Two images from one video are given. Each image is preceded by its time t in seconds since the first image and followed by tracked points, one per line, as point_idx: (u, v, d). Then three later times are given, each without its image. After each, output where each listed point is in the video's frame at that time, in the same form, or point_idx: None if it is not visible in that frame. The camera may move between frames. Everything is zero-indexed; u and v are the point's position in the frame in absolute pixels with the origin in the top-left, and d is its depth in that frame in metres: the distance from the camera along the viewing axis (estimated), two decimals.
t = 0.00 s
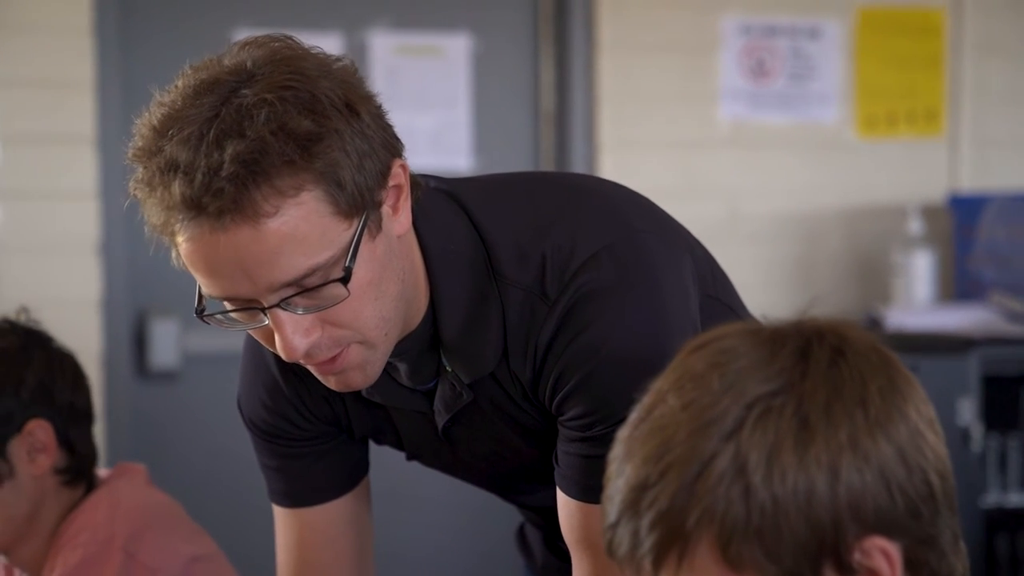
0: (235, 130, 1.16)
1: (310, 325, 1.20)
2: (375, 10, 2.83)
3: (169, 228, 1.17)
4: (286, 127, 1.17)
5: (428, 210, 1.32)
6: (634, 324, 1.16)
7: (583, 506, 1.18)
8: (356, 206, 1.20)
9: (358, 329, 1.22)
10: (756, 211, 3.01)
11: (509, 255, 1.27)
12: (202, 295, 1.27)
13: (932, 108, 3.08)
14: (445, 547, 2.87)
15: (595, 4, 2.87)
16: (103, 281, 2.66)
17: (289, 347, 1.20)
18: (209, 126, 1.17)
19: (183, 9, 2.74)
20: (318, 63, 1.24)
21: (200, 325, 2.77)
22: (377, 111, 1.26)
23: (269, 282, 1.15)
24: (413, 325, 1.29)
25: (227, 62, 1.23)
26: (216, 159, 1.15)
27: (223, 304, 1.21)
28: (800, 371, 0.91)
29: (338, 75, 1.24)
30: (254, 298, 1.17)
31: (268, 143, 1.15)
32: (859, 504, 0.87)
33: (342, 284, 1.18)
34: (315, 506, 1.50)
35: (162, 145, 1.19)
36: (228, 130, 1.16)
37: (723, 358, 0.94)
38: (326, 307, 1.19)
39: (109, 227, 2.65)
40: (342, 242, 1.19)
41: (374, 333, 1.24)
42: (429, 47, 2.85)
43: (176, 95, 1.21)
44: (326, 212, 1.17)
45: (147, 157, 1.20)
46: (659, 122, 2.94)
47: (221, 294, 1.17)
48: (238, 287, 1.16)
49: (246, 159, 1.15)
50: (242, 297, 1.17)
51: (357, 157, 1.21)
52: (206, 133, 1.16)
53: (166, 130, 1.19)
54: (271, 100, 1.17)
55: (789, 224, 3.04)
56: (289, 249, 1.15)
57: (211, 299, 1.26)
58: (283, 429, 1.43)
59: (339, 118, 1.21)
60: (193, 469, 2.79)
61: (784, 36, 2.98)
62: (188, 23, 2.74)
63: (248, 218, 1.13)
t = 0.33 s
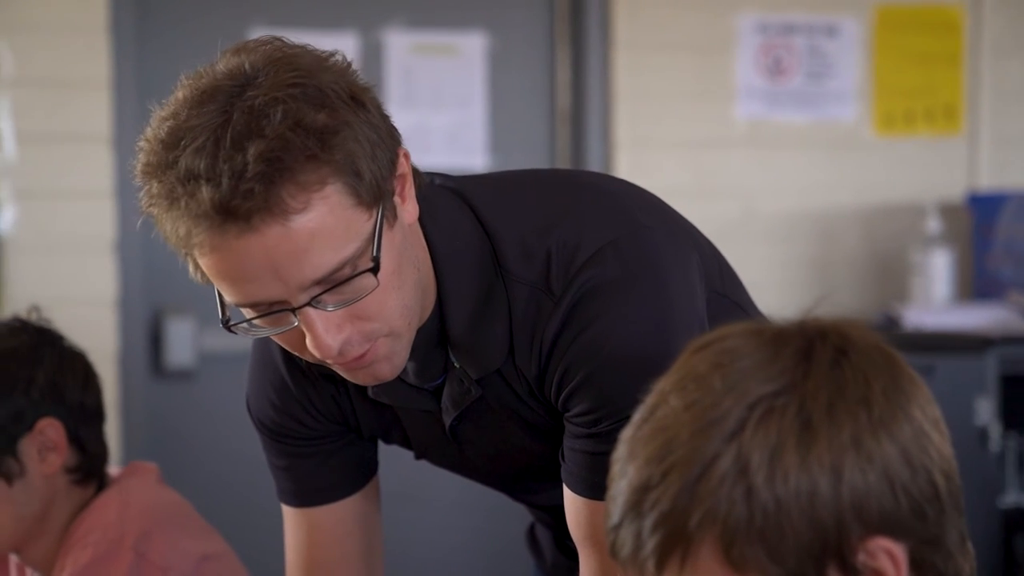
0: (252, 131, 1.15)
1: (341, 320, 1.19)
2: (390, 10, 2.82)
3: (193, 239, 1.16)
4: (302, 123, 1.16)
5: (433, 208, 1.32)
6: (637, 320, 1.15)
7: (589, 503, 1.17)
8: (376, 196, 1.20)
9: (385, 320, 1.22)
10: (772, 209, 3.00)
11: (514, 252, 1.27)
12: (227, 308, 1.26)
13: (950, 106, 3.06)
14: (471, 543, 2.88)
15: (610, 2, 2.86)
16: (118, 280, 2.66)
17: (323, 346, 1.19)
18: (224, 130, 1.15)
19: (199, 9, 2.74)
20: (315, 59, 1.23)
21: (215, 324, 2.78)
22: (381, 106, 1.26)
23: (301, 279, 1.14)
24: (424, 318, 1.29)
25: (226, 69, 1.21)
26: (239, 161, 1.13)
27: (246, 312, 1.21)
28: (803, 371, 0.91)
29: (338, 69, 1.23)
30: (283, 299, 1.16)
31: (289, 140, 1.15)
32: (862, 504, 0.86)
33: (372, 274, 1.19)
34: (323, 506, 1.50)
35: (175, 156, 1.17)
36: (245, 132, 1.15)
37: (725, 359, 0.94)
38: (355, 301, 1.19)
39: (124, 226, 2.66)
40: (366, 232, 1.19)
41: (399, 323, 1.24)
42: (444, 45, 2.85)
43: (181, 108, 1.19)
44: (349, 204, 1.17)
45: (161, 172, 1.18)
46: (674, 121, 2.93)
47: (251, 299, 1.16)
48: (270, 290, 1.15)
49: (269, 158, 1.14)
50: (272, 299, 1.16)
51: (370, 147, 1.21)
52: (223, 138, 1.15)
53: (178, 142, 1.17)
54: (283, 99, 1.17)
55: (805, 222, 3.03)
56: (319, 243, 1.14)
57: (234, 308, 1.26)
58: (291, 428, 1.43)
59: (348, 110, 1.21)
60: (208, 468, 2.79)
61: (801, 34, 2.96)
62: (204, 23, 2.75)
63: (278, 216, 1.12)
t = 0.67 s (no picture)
0: (264, 127, 1.14)
1: (355, 317, 1.19)
2: (402, 8, 2.82)
3: (207, 240, 1.15)
4: (312, 118, 1.16)
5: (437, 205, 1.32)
6: (640, 314, 1.14)
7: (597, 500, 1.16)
8: (384, 190, 1.20)
9: (398, 315, 1.22)
10: (785, 208, 2.99)
11: (518, 248, 1.27)
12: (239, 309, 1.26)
13: (965, 104, 3.05)
14: (482, 546, 2.89)
15: None
16: (131, 279, 2.67)
17: (339, 343, 1.18)
18: (234, 128, 1.15)
19: (211, 8, 2.74)
20: (317, 56, 1.23)
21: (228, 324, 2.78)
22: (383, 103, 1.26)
23: (317, 275, 1.14)
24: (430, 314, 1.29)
25: (228, 69, 1.21)
26: (252, 157, 1.13)
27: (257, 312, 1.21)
28: (805, 370, 0.90)
29: (340, 66, 1.23)
30: (298, 298, 1.16)
31: (300, 134, 1.14)
32: (863, 505, 0.86)
33: (387, 267, 1.19)
34: (327, 506, 1.50)
35: (185, 158, 1.16)
36: (256, 129, 1.14)
37: (726, 358, 0.93)
38: (368, 296, 1.19)
39: (138, 225, 2.66)
40: (377, 227, 1.19)
41: (411, 317, 1.24)
42: (458, 44, 2.85)
43: (187, 109, 1.19)
44: (360, 198, 1.17)
45: (171, 175, 1.17)
46: (687, 120, 2.92)
47: (265, 298, 1.16)
48: (286, 287, 1.15)
49: (283, 153, 1.13)
50: (287, 297, 1.15)
51: (378, 141, 1.21)
52: (234, 136, 1.14)
53: (187, 143, 1.17)
54: (292, 95, 1.16)
55: (819, 220, 3.01)
56: (334, 238, 1.14)
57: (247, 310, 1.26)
58: (295, 427, 1.44)
59: (354, 104, 1.21)
60: (220, 466, 2.79)
61: (816, 32, 2.95)
62: (217, 23, 2.75)
63: (294, 212, 1.12)
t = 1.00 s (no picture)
0: (271, 131, 1.14)
1: (364, 318, 1.18)
2: (415, 9, 2.82)
3: (215, 245, 1.14)
4: (319, 121, 1.15)
5: (442, 204, 1.32)
6: (644, 313, 1.13)
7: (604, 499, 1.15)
8: (391, 191, 1.19)
9: (406, 315, 1.21)
10: (798, 208, 2.98)
11: (523, 247, 1.26)
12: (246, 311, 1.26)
13: (980, 104, 3.03)
14: (489, 551, 2.88)
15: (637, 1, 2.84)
16: (143, 280, 2.67)
17: (348, 346, 1.18)
18: (240, 132, 1.14)
19: (224, 9, 2.74)
20: (319, 57, 1.22)
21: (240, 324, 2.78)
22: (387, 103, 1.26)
23: (326, 278, 1.14)
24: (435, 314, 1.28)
25: (232, 71, 1.20)
26: (259, 161, 1.12)
27: (264, 315, 1.20)
28: (809, 371, 0.90)
29: (342, 68, 1.23)
30: (306, 300, 1.15)
31: (307, 137, 1.14)
32: (867, 508, 0.85)
33: (394, 268, 1.18)
34: (332, 507, 1.50)
35: (191, 162, 1.16)
36: (263, 132, 1.14)
37: (730, 359, 0.92)
38: (377, 297, 1.18)
39: (150, 225, 2.66)
40: (383, 227, 1.18)
41: (418, 317, 1.23)
42: (470, 45, 2.84)
43: (192, 113, 1.18)
44: (368, 199, 1.16)
45: (177, 180, 1.17)
46: (700, 121, 2.91)
47: (273, 302, 1.15)
48: (295, 291, 1.14)
49: (290, 156, 1.13)
50: (296, 300, 1.15)
51: (384, 142, 1.20)
52: (240, 140, 1.14)
53: (193, 147, 1.16)
54: (297, 98, 1.16)
55: (832, 221, 3.00)
56: (343, 241, 1.14)
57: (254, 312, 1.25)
58: (300, 427, 1.44)
59: (359, 105, 1.20)
60: (231, 467, 2.79)
61: (829, 32, 2.94)
62: (229, 23, 2.75)
63: (302, 216, 1.11)
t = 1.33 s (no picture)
0: (274, 132, 1.13)
1: (369, 319, 1.17)
2: (424, 10, 2.82)
3: (218, 248, 1.14)
4: (321, 122, 1.15)
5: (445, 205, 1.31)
6: (646, 313, 1.13)
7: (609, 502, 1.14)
8: (394, 192, 1.19)
9: (410, 314, 1.21)
10: (809, 208, 2.96)
11: (526, 248, 1.25)
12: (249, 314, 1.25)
13: (993, 105, 3.01)
14: (496, 552, 2.88)
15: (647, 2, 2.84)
16: (153, 281, 2.66)
17: (352, 346, 1.17)
18: (243, 134, 1.14)
19: (234, 11, 2.74)
20: (320, 59, 1.22)
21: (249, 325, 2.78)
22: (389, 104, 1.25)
23: (330, 279, 1.13)
24: (438, 315, 1.28)
25: (232, 74, 1.20)
26: (262, 163, 1.12)
27: (268, 317, 1.20)
28: (811, 372, 0.89)
29: (343, 69, 1.22)
30: (309, 302, 1.15)
31: (310, 139, 1.13)
32: (867, 511, 0.84)
33: (399, 268, 1.18)
34: (335, 509, 1.50)
35: (194, 165, 1.15)
36: (266, 134, 1.13)
37: (732, 359, 0.92)
38: (381, 297, 1.17)
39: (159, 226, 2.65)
40: (387, 228, 1.18)
41: (423, 316, 1.23)
42: (479, 45, 2.84)
43: (194, 115, 1.18)
44: (371, 200, 1.16)
45: (180, 183, 1.16)
46: (711, 121, 2.90)
47: (277, 304, 1.15)
48: (299, 292, 1.14)
49: (293, 158, 1.12)
50: (300, 302, 1.14)
51: (386, 142, 1.20)
52: (243, 142, 1.13)
53: (195, 150, 1.16)
54: (299, 99, 1.15)
55: (843, 221, 2.99)
56: (347, 242, 1.13)
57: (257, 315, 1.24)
58: (304, 429, 1.43)
59: (360, 106, 1.20)
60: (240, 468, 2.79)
61: (841, 32, 2.93)
62: (240, 25, 2.75)
63: (306, 216, 1.11)
